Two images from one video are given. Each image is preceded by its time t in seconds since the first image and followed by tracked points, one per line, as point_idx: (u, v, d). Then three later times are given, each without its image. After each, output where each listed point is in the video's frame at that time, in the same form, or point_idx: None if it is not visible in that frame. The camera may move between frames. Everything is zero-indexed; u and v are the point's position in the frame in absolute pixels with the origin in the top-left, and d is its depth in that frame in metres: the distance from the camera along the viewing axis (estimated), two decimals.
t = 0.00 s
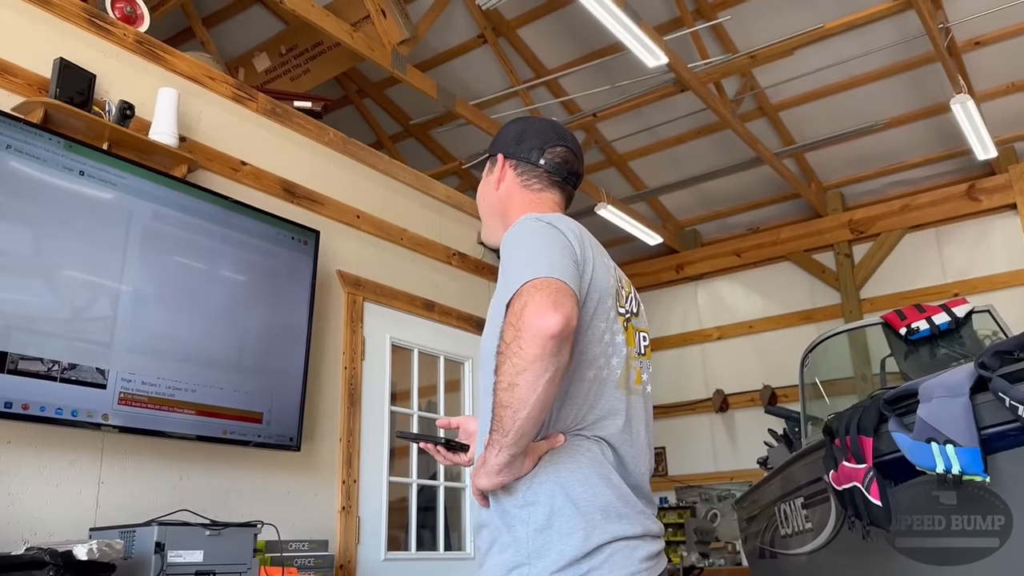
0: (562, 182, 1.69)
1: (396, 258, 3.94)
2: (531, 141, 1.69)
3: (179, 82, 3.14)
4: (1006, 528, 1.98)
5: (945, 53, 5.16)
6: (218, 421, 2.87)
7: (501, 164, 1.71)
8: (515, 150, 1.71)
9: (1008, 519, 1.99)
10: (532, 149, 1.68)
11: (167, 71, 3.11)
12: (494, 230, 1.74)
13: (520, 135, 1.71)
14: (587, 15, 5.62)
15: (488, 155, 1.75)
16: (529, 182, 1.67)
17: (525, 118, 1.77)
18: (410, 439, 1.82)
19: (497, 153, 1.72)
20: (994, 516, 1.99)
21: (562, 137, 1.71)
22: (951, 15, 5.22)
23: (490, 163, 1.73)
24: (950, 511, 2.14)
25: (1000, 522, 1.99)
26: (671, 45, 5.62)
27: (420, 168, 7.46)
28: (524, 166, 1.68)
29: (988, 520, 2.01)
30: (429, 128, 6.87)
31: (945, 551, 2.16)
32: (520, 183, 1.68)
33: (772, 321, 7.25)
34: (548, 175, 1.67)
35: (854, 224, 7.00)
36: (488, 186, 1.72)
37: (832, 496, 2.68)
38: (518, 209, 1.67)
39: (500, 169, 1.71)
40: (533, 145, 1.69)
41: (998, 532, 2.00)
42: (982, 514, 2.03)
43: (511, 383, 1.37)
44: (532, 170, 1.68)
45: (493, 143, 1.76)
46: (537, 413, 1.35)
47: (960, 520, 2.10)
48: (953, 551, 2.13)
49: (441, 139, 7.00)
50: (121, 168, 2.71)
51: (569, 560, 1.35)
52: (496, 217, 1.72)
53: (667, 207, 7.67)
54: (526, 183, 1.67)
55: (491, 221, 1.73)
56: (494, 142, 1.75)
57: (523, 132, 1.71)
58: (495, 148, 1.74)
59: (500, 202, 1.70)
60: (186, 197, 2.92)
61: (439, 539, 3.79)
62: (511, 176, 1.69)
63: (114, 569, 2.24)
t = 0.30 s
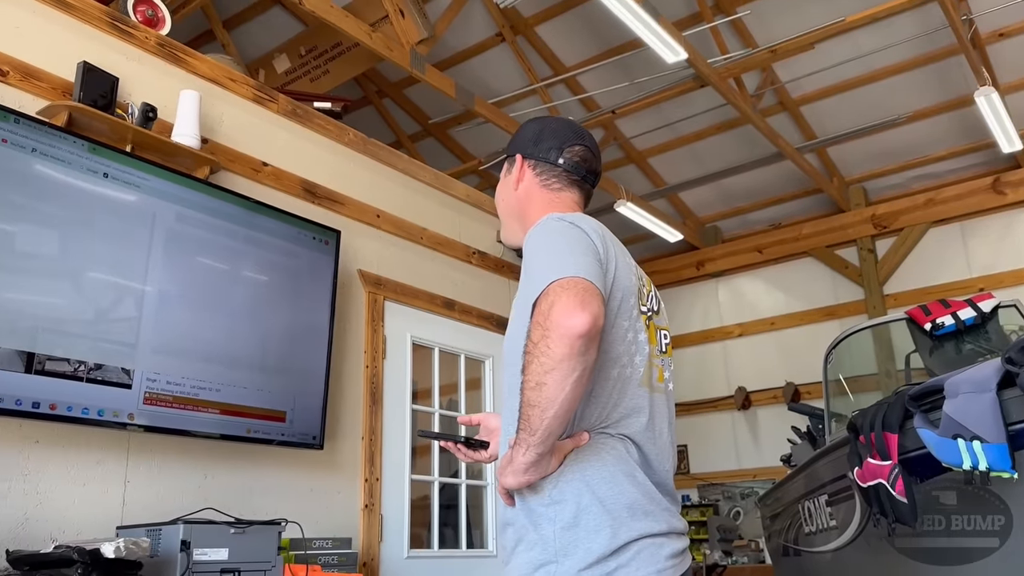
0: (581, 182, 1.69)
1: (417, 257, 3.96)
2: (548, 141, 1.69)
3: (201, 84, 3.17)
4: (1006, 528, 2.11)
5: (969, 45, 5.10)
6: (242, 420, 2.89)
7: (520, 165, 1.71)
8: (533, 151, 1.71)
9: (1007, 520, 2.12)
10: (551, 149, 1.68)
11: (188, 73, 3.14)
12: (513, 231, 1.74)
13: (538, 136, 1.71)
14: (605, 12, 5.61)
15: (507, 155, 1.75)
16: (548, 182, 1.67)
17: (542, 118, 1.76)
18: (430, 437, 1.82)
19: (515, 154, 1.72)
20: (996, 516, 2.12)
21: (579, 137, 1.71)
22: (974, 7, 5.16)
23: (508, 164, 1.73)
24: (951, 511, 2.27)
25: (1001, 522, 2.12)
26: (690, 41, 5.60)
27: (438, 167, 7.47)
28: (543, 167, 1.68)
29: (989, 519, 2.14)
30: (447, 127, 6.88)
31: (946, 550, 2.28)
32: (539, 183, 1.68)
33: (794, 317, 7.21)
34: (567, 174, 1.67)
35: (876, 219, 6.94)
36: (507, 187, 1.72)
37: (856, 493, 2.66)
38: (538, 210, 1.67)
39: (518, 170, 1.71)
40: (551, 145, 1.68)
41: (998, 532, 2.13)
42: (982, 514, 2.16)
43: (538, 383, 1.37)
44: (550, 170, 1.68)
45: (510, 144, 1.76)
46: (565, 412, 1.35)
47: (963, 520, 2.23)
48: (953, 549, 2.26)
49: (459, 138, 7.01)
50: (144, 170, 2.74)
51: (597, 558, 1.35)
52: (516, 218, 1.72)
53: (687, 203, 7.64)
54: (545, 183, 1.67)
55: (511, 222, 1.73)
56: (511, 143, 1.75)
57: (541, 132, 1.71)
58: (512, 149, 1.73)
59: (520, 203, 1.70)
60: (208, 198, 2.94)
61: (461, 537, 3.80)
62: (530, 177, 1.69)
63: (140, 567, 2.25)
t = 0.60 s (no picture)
0: (599, 180, 1.69)
1: (437, 255, 3.97)
2: (566, 138, 1.69)
3: (222, 85, 3.20)
4: (1006, 529, 2.18)
5: (993, 36, 5.04)
6: (266, 418, 2.92)
7: (539, 162, 1.71)
8: (551, 149, 1.70)
9: (1007, 520, 2.18)
10: (570, 147, 1.68)
11: (210, 75, 3.16)
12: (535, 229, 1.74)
13: (557, 134, 1.71)
14: (624, 7, 5.59)
15: (524, 153, 1.75)
16: (567, 180, 1.67)
17: (561, 115, 1.76)
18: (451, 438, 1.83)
19: (534, 153, 1.72)
20: (995, 516, 2.19)
21: (597, 134, 1.71)
22: None
23: (526, 162, 1.73)
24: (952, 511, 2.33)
25: (1001, 523, 2.19)
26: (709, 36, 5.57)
27: (457, 165, 7.48)
28: (562, 164, 1.68)
29: (989, 520, 2.21)
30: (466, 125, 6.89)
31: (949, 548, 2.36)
32: (558, 181, 1.68)
33: (817, 312, 7.16)
34: (585, 172, 1.67)
35: (900, 213, 6.87)
36: (526, 186, 1.72)
37: (880, 489, 2.64)
38: (559, 207, 1.67)
39: (538, 168, 1.71)
40: (570, 142, 1.68)
41: (999, 532, 2.20)
42: (983, 514, 2.23)
43: (563, 380, 1.37)
44: (569, 168, 1.67)
45: (528, 142, 1.76)
46: (590, 409, 1.35)
47: (965, 519, 2.30)
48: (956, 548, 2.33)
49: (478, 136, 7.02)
50: (168, 171, 2.77)
51: (626, 555, 1.35)
52: (537, 216, 1.72)
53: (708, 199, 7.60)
54: (564, 181, 1.67)
55: (532, 220, 1.73)
56: (529, 141, 1.75)
57: (559, 130, 1.71)
58: (530, 147, 1.73)
59: (540, 200, 1.70)
60: (231, 198, 2.96)
61: (483, 534, 3.81)
62: (549, 175, 1.69)
63: (166, 564, 2.27)
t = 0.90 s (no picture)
0: (617, 177, 1.69)
1: (456, 253, 3.98)
2: (583, 137, 1.69)
3: (243, 85, 3.22)
4: (1005, 529, 2.17)
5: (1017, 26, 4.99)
6: (289, 415, 2.94)
7: (555, 161, 1.71)
8: (568, 146, 1.71)
9: (1007, 520, 2.17)
10: (586, 145, 1.68)
11: (231, 75, 3.19)
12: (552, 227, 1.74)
13: (573, 132, 1.71)
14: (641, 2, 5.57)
15: (541, 152, 1.75)
16: (584, 177, 1.67)
17: (577, 113, 1.76)
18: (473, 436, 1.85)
19: (549, 151, 1.72)
20: (995, 517, 2.18)
21: (614, 131, 1.71)
22: None
23: (543, 160, 1.73)
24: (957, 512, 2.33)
25: (1001, 523, 2.18)
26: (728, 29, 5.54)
27: (475, 162, 7.50)
28: (578, 162, 1.68)
29: (989, 520, 2.21)
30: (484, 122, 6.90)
31: (954, 547, 2.36)
32: (576, 179, 1.68)
33: (839, 307, 7.11)
34: (603, 169, 1.67)
35: (923, 206, 6.80)
36: (543, 184, 1.72)
37: (905, 485, 2.63)
38: (577, 205, 1.67)
39: (554, 166, 1.71)
40: (587, 141, 1.68)
41: (999, 532, 2.20)
42: (983, 514, 2.23)
43: (581, 377, 1.37)
44: (586, 165, 1.68)
45: (543, 141, 1.76)
46: (608, 405, 1.35)
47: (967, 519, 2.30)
48: (961, 547, 2.34)
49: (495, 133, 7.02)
50: (190, 171, 2.79)
51: (650, 550, 1.36)
52: (555, 214, 1.72)
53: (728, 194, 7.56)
54: (581, 179, 1.67)
55: (549, 219, 1.74)
56: (545, 140, 1.75)
57: (575, 128, 1.71)
58: (546, 146, 1.73)
59: (557, 199, 1.70)
60: (251, 197, 2.98)
61: (504, 530, 3.83)
62: (566, 173, 1.69)
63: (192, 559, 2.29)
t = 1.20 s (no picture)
0: (637, 173, 1.69)
1: (474, 249, 3.99)
2: (602, 133, 1.69)
3: (262, 85, 3.24)
4: (1005, 528, 2.23)
5: None
6: (310, 412, 2.96)
7: (575, 157, 1.71)
8: (588, 143, 1.70)
9: (1007, 520, 2.22)
10: (606, 141, 1.68)
11: (250, 75, 3.21)
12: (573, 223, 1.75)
13: (593, 128, 1.70)
14: None
15: (560, 148, 1.75)
16: (605, 174, 1.67)
17: (597, 109, 1.76)
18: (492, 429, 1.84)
19: (569, 147, 1.72)
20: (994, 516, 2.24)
21: (634, 127, 1.71)
22: None
23: (563, 157, 1.73)
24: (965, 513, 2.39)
25: (1001, 523, 2.23)
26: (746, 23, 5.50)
27: (492, 159, 7.50)
28: (598, 158, 1.68)
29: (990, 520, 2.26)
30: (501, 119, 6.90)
31: (959, 546, 2.42)
32: (596, 175, 1.68)
33: (860, 302, 7.06)
34: (623, 165, 1.67)
35: (945, 199, 6.74)
36: (563, 180, 1.73)
37: (927, 480, 2.61)
38: (598, 201, 1.67)
39: (574, 162, 1.71)
40: (607, 137, 1.68)
41: (999, 531, 2.25)
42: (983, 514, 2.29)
43: (602, 373, 1.37)
44: (607, 162, 1.67)
45: (562, 137, 1.76)
46: (628, 402, 1.35)
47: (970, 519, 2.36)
48: (964, 547, 2.40)
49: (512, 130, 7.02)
50: (210, 171, 2.81)
51: (670, 547, 1.36)
52: (575, 210, 1.72)
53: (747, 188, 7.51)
54: (602, 175, 1.67)
55: (570, 214, 1.74)
56: (564, 136, 1.75)
57: (595, 124, 1.70)
58: (566, 142, 1.73)
59: (578, 195, 1.70)
60: (271, 196, 3.00)
61: (524, 526, 3.84)
62: (586, 169, 1.69)
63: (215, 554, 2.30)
